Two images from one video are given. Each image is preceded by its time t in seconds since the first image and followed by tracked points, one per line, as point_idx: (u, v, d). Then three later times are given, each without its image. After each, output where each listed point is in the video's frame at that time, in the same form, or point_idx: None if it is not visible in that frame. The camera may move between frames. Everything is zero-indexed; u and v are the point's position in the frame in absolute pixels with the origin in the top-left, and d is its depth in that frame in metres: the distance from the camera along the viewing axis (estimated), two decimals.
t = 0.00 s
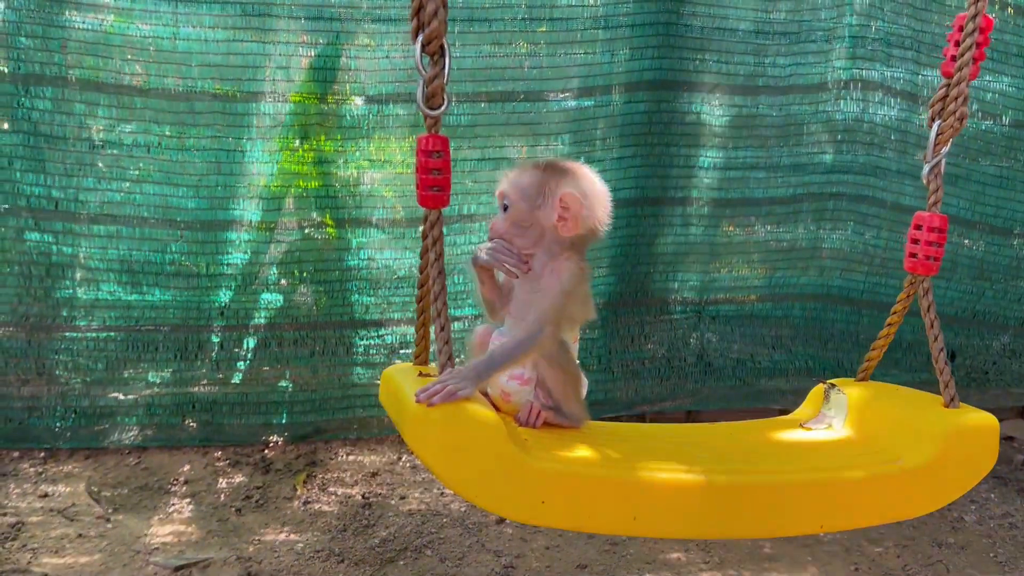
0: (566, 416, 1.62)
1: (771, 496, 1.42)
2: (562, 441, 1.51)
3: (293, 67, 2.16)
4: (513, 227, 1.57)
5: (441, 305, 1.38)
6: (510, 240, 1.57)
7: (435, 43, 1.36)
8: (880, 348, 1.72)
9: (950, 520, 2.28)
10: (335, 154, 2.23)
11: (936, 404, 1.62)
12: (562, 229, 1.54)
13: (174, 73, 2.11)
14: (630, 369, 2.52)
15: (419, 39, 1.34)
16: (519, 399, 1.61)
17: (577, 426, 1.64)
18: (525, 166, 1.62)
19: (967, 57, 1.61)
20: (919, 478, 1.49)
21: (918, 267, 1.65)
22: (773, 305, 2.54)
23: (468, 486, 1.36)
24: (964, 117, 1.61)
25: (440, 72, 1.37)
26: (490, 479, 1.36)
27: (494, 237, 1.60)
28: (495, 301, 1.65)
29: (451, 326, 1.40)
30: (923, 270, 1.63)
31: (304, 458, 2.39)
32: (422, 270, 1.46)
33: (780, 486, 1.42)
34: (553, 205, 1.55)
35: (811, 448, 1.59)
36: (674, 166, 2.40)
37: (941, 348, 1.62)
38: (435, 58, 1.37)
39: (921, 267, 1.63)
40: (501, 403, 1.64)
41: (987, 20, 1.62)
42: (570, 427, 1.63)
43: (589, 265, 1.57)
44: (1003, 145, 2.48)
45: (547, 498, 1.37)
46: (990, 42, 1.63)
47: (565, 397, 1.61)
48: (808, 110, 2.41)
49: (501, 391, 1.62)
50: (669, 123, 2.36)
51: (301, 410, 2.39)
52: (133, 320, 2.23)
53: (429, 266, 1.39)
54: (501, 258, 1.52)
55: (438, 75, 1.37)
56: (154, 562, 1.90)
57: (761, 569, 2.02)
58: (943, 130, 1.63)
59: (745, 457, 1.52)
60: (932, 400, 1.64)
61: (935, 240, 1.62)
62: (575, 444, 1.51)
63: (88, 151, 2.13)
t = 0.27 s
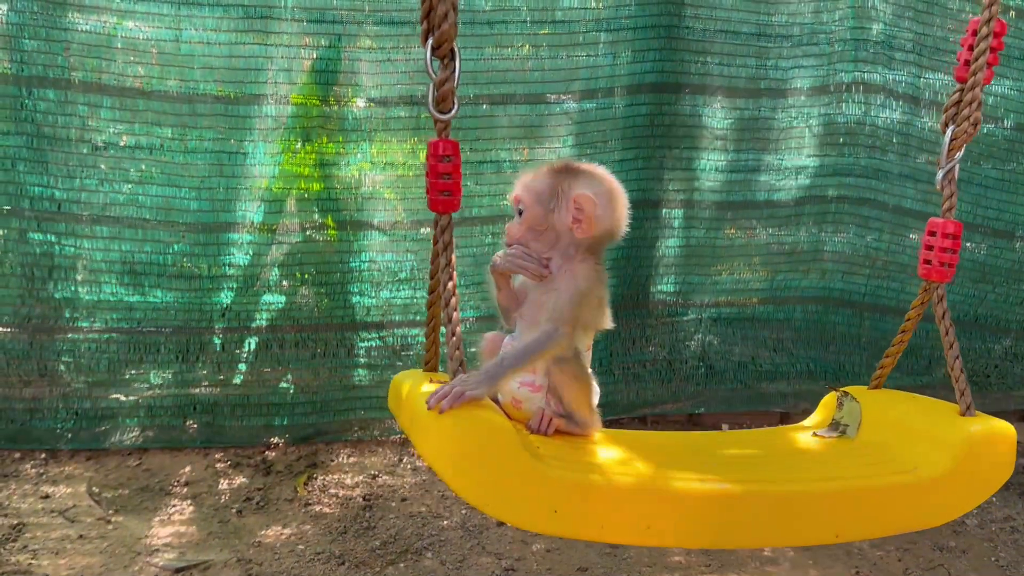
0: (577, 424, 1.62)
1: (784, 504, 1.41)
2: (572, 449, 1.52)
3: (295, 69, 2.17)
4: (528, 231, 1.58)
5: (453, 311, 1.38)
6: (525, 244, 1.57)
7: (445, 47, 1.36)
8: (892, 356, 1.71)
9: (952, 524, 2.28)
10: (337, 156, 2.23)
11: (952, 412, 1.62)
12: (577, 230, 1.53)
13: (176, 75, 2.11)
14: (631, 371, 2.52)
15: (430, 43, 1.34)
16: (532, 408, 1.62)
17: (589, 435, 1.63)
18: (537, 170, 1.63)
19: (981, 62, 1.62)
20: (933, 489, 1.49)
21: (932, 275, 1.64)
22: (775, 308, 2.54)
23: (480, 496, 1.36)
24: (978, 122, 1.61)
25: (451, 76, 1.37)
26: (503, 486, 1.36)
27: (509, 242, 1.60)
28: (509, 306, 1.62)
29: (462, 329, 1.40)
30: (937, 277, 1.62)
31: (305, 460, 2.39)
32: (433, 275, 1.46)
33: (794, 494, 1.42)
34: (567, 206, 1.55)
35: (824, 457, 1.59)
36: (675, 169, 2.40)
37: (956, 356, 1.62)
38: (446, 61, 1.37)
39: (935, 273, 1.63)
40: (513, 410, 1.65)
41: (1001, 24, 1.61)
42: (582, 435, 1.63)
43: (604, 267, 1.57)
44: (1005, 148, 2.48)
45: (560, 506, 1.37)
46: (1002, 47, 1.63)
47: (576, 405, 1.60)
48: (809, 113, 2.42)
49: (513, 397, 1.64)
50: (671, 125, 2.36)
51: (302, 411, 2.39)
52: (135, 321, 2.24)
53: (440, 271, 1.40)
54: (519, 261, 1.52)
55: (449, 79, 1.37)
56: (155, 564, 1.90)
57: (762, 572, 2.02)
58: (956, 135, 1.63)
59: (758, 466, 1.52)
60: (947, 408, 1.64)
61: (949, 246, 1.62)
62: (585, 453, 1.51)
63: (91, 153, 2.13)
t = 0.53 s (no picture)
0: (588, 427, 1.62)
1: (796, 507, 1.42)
2: (583, 450, 1.52)
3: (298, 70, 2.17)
4: (541, 232, 1.59)
5: (464, 313, 1.39)
6: (539, 244, 1.57)
7: (456, 49, 1.36)
8: (903, 360, 1.71)
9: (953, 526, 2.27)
10: (339, 157, 2.24)
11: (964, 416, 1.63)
12: (589, 232, 1.54)
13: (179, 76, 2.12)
14: (633, 373, 2.52)
15: (441, 45, 1.35)
16: (543, 408, 1.65)
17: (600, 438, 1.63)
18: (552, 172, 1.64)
19: (990, 65, 1.62)
20: (943, 490, 1.49)
21: (942, 278, 1.65)
22: (777, 310, 2.54)
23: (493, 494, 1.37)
24: (987, 125, 1.61)
25: (462, 78, 1.37)
26: (517, 488, 1.37)
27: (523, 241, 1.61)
28: (524, 307, 1.65)
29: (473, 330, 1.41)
30: (948, 280, 1.63)
31: (307, 460, 2.40)
32: (444, 277, 1.47)
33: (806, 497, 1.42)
34: (580, 208, 1.56)
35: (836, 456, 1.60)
36: (678, 170, 2.40)
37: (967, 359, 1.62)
38: (458, 64, 1.37)
39: (946, 277, 1.63)
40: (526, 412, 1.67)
41: (1011, 27, 1.61)
42: (594, 438, 1.63)
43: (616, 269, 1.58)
44: (1008, 150, 2.48)
45: (575, 508, 1.38)
46: (1012, 50, 1.63)
47: (588, 407, 1.61)
48: (811, 115, 2.42)
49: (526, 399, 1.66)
50: (674, 127, 2.36)
51: (304, 412, 2.40)
52: (138, 322, 2.24)
53: (451, 273, 1.41)
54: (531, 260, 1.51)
55: (461, 81, 1.37)
56: (157, 564, 1.91)
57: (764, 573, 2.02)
58: (966, 139, 1.63)
59: (771, 467, 1.52)
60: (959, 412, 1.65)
61: (960, 249, 1.62)
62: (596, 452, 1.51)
63: (94, 154, 2.13)
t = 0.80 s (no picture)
0: (591, 424, 1.62)
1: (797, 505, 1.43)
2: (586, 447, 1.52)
3: (299, 70, 2.18)
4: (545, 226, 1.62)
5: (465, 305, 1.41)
6: (542, 237, 1.60)
7: (461, 49, 1.36)
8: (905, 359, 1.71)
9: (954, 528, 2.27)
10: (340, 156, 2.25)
11: (963, 415, 1.62)
12: (593, 237, 1.58)
13: (180, 76, 2.12)
14: (634, 374, 2.52)
15: (446, 45, 1.35)
16: (547, 405, 1.67)
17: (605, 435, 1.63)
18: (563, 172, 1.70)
19: (991, 67, 1.62)
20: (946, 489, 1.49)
21: (944, 278, 1.65)
22: (778, 310, 2.54)
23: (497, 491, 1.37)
24: (989, 126, 1.61)
25: (466, 78, 1.38)
26: (520, 485, 1.37)
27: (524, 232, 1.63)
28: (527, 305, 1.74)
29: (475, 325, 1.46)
30: (949, 280, 1.62)
31: (307, 460, 2.40)
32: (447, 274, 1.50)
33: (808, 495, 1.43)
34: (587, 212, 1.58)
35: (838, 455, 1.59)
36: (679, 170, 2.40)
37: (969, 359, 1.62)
38: (462, 64, 1.38)
39: (948, 277, 1.63)
40: (532, 410, 1.69)
41: (1012, 29, 1.61)
42: (598, 437, 1.62)
43: (613, 272, 1.63)
44: (1009, 151, 2.48)
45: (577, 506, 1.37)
46: (1013, 51, 1.63)
47: (591, 403, 1.62)
48: (812, 115, 2.42)
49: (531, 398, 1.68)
50: (674, 127, 2.36)
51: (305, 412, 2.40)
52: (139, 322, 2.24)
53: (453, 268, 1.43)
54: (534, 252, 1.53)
55: (465, 81, 1.38)
56: (157, 564, 1.91)
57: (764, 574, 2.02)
58: (968, 139, 1.63)
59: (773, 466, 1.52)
60: (958, 412, 1.64)
61: (961, 250, 1.62)
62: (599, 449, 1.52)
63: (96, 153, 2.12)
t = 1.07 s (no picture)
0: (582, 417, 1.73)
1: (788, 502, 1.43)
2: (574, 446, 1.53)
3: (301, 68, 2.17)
4: (552, 226, 1.70)
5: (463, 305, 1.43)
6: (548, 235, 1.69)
7: (458, 47, 1.36)
8: (897, 356, 1.69)
9: (958, 530, 2.26)
10: (342, 154, 2.24)
11: (953, 412, 1.61)
12: (594, 239, 1.67)
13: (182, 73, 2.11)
14: (636, 374, 2.51)
15: (442, 43, 1.35)
16: (541, 398, 1.77)
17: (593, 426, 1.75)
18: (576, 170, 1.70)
19: (986, 65, 1.60)
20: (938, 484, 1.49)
21: (937, 275, 1.63)
22: (782, 311, 2.52)
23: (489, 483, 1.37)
24: (983, 125, 1.60)
25: (463, 76, 1.36)
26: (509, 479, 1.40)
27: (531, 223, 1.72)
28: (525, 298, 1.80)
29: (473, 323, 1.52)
30: (942, 278, 1.61)
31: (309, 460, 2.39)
32: (443, 272, 1.45)
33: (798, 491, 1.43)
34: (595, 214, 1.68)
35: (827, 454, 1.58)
36: (682, 169, 2.39)
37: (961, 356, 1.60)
38: (459, 62, 1.37)
39: (941, 275, 1.62)
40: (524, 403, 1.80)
41: (1006, 27, 1.60)
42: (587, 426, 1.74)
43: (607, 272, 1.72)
44: (1014, 151, 2.46)
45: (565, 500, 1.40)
46: (1007, 51, 1.62)
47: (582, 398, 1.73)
48: (817, 114, 2.40)
49: (524, 392, 1.79)
50: (677, 126, 2.35)
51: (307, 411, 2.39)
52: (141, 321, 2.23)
53: (450, 270, 1.42)
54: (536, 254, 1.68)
55: (461, 79, 1.36)
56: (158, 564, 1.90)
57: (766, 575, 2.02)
58: (961, 137, 1.61)
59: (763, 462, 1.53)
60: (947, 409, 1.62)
61: (954, 248, 1.60)
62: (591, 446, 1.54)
63: (97, 151, 2.12)
